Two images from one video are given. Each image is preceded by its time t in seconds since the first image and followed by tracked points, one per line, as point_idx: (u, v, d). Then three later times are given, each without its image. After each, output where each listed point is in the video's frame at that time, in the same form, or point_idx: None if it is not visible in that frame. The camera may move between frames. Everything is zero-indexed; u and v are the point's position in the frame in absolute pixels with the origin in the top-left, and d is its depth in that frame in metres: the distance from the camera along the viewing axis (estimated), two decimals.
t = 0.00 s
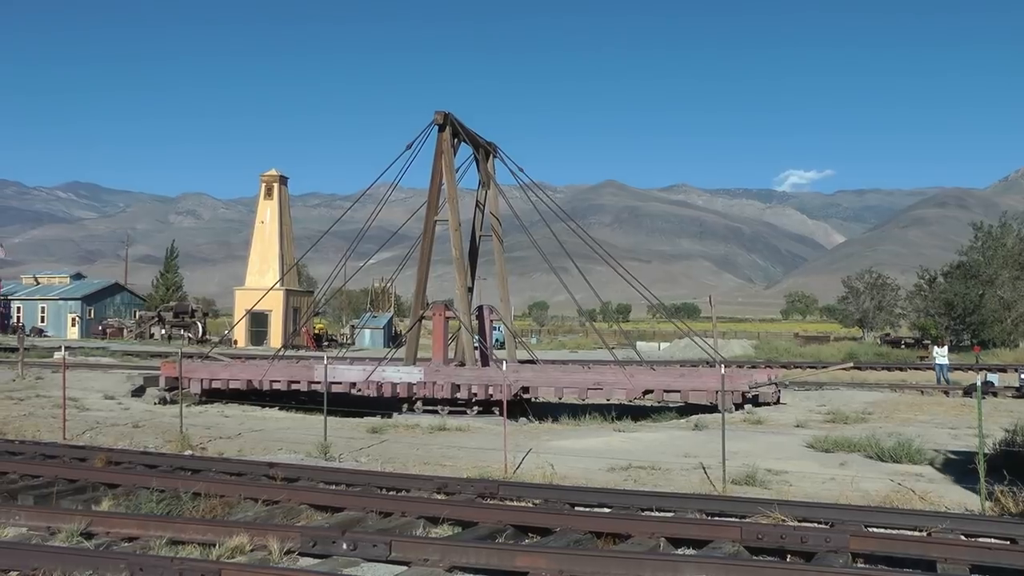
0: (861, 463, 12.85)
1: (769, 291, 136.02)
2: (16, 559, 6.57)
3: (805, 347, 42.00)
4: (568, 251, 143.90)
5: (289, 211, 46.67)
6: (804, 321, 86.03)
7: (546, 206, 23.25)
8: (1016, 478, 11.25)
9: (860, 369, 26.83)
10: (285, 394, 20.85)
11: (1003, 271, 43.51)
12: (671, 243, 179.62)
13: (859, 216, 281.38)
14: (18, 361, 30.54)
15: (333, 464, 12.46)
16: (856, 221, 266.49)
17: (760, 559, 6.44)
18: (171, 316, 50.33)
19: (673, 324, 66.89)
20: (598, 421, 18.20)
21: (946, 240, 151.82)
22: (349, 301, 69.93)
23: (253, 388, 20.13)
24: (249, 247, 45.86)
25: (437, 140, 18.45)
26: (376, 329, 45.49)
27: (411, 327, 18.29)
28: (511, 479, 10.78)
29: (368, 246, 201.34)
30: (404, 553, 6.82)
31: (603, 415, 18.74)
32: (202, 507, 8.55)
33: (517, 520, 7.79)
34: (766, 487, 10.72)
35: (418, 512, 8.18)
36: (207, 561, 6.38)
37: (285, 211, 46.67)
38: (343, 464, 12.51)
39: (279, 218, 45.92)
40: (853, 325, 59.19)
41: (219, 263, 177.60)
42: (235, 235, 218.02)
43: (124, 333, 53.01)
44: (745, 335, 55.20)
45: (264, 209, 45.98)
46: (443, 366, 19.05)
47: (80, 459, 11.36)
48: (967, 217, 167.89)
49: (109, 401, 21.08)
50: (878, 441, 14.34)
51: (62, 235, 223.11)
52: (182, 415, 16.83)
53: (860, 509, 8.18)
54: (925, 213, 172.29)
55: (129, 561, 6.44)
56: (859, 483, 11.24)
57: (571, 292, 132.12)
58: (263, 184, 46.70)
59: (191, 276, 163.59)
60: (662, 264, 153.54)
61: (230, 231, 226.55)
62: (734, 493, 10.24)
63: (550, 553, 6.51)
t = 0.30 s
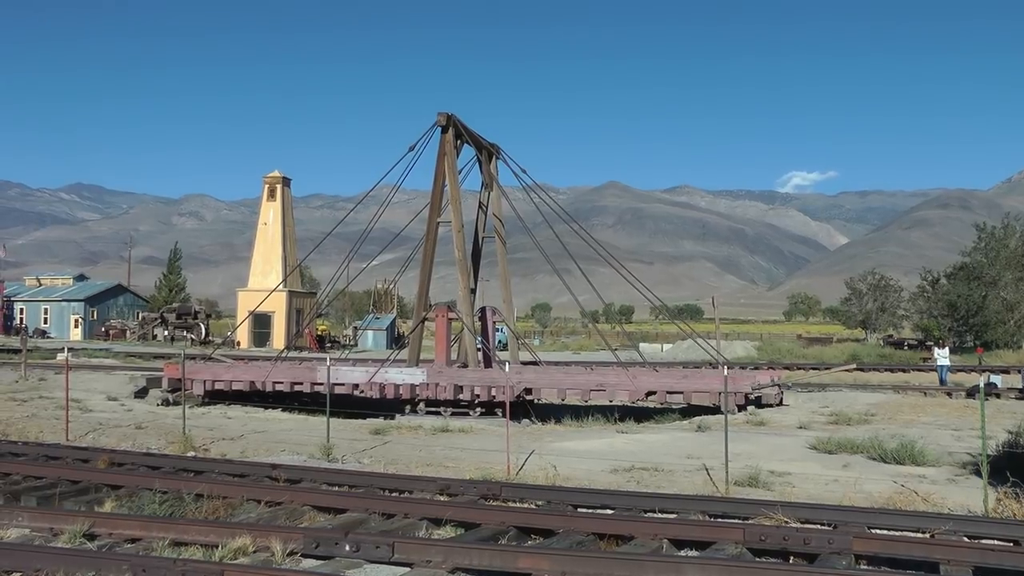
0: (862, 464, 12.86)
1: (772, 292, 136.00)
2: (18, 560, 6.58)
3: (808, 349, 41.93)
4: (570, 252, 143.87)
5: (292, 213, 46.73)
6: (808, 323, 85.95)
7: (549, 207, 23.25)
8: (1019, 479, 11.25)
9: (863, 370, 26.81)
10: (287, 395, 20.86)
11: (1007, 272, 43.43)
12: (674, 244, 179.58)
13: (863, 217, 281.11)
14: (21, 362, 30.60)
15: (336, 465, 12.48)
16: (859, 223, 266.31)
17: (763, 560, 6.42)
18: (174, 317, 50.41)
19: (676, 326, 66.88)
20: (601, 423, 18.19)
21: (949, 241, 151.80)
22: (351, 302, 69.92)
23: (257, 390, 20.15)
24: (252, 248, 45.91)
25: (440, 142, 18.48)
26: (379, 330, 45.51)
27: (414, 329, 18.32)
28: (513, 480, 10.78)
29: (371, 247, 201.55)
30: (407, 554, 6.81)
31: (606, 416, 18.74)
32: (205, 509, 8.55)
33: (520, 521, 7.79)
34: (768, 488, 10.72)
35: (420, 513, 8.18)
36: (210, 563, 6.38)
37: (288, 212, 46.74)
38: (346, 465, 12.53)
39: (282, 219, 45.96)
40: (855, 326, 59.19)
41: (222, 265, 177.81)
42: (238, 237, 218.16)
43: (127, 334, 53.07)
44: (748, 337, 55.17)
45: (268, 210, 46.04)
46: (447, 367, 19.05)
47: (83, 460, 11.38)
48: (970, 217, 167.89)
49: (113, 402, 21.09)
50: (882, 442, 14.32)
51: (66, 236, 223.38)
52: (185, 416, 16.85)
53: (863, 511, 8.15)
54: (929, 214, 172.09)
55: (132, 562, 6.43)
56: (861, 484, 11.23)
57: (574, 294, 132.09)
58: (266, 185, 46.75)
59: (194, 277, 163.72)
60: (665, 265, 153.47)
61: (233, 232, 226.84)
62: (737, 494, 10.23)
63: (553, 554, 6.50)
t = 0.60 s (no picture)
0: (865, 466, 12.84)
1: (776, 293, 135.70)
2: (21, 562, 6.60)
3: (811, 351, 41.88)
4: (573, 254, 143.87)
5: (295, 215, 46.83)
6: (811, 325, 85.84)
7: (552, 209, 23.26)
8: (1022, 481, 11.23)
9: (866, 372, 26.77)
10: (291, 397, 20.88)
11: (1010, 274, 43.33)
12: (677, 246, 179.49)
13: (866, 219, 280.74)
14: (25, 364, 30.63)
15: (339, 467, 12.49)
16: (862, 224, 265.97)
17: (766, 563, 6.41)
18: (177, 319, 50.55)
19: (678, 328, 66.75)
20: (604, 424, 18.19)
21: (953, 243, 151.35)
22: (354, 304, 69.96)
23: (260, 391, 20.19)
24: (256, 250, 46.00)
25: (443, 144, 18.51)
26: (382, 332, 45.55)
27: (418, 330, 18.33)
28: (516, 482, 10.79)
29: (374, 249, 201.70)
30: (411, 556, 6.81)
31: (609, 419, 18.69)
32: (208, 510, 8.55)
33: (523, 523, 7.79)
34: (772, 490, 10.70)
35: (424, 515, 8.18)
36: (213, 565, 6.37)
37: (292, 214, 46.87)
38: (349, 467, 12.55)
39: (286, 221, 46.05)
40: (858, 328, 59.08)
41: (226, 266, 177.95)
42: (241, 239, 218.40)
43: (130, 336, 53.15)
44: (751, 338, 55.12)
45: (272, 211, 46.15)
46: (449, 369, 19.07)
47: (87, 462, 11.40)
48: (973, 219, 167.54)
49: (117, 404, 21.12)
50: (885, 444, 14.31)
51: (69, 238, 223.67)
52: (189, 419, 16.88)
53: (867, 514, 8.14)
54: (932, 215, 171.81)
55: (134, 565, 6.43)
56: (864, 486, 11.23)
57: (577, 296, 132.08)
58: (270, 187, 46.87)
59: (197, 279, 163.81)
60: (668, 267, 153.38)
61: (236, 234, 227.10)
62: (740, 496, 10.23)
63: (557, 555, 6.51)
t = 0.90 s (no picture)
0: (866, 467, 12.84)
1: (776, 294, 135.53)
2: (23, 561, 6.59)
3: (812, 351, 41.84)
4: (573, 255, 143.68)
5: (295, 215, 46.89)
6: (811, 325, 85.68)
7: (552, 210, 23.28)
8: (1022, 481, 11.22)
9: (866, 373, 26.76)
10: (291, 398, 20.87)
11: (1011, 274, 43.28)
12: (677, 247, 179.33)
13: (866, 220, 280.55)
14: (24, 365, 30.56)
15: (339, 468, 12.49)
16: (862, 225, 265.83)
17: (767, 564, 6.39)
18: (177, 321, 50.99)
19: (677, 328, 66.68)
20: (604, 425, 18.16)
21: (953, 240, 151.05)
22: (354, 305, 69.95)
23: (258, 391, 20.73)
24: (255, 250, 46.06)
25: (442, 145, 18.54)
26: (382, 334, 45.55)
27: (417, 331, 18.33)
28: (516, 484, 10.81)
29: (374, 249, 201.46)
30: (412, 557, 6.80)
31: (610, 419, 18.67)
32: (209, 512, 8.54)
33: (524, 524, 7.80)
34: (772, 491, 10.68)
35: (424, 516, 8.18)
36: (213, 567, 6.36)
37: (291, 215, 46.99)
38: (349, 468, 12.53)
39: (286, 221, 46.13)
40: (858, 329, 58.99)
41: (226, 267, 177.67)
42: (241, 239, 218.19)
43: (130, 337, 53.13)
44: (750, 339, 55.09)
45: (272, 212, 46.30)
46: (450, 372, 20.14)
47: (87, 463, 11.38)
48: (973, 216, 167.26)
49: (116, 405, 21.09)
50: (886, 446, 14.29)
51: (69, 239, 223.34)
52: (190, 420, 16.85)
53: (868, 517, 8.14)
54: (932, 216, 171.62)
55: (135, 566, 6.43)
56: (865, 487, 11.20)
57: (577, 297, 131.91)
58: (270, 187, 46.89)
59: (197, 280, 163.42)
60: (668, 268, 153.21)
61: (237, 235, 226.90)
62: (740, 496, 10.23)
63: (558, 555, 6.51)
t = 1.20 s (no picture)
0: (866, 467, 12.83)
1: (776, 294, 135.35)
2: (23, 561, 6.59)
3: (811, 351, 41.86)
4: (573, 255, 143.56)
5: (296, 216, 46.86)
6: (811, 325, 85.59)
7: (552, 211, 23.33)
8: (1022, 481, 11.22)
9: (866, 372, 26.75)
10: (292, 398, 20.84)
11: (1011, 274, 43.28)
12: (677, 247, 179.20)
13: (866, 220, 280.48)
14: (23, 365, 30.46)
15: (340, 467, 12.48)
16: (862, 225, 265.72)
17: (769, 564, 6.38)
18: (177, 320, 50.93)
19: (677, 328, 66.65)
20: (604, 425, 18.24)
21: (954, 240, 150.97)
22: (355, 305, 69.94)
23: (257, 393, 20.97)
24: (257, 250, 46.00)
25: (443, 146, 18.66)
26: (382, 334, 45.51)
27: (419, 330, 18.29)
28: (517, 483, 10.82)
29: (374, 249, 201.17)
30: (413, 558, 6.81)
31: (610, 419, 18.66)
32: (209, 512, 8.54)
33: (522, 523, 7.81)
34: (773, 491, 10.68)
35: (424, 515, 8.20)
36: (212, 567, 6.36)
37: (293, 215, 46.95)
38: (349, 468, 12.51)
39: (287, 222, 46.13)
40: (858, 329, 58.98)
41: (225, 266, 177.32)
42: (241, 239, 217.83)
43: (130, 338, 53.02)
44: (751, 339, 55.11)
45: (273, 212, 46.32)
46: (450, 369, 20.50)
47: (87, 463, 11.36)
48: (974, 215, 167.27)
49: (117, 405, 21.04)
50: (886, 446, 14.28)
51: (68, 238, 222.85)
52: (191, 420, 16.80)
53: (867, 516, 8.15)
54: (932, 217, 171.55)
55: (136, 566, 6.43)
56: (868, 487, 11.18)
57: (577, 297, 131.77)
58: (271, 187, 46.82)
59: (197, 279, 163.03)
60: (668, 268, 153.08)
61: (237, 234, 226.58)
62: (741, 496, 10.23)
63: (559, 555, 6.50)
